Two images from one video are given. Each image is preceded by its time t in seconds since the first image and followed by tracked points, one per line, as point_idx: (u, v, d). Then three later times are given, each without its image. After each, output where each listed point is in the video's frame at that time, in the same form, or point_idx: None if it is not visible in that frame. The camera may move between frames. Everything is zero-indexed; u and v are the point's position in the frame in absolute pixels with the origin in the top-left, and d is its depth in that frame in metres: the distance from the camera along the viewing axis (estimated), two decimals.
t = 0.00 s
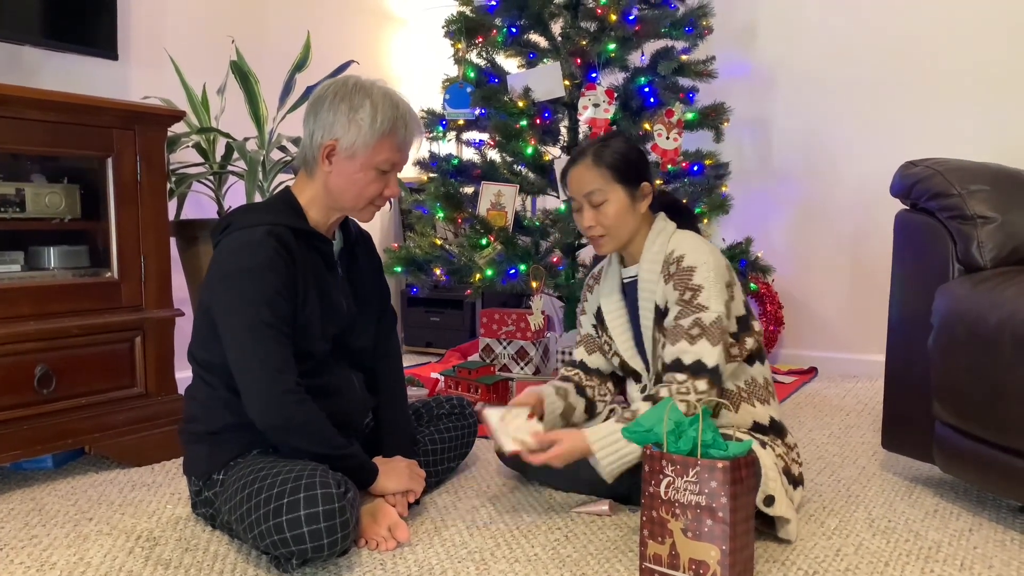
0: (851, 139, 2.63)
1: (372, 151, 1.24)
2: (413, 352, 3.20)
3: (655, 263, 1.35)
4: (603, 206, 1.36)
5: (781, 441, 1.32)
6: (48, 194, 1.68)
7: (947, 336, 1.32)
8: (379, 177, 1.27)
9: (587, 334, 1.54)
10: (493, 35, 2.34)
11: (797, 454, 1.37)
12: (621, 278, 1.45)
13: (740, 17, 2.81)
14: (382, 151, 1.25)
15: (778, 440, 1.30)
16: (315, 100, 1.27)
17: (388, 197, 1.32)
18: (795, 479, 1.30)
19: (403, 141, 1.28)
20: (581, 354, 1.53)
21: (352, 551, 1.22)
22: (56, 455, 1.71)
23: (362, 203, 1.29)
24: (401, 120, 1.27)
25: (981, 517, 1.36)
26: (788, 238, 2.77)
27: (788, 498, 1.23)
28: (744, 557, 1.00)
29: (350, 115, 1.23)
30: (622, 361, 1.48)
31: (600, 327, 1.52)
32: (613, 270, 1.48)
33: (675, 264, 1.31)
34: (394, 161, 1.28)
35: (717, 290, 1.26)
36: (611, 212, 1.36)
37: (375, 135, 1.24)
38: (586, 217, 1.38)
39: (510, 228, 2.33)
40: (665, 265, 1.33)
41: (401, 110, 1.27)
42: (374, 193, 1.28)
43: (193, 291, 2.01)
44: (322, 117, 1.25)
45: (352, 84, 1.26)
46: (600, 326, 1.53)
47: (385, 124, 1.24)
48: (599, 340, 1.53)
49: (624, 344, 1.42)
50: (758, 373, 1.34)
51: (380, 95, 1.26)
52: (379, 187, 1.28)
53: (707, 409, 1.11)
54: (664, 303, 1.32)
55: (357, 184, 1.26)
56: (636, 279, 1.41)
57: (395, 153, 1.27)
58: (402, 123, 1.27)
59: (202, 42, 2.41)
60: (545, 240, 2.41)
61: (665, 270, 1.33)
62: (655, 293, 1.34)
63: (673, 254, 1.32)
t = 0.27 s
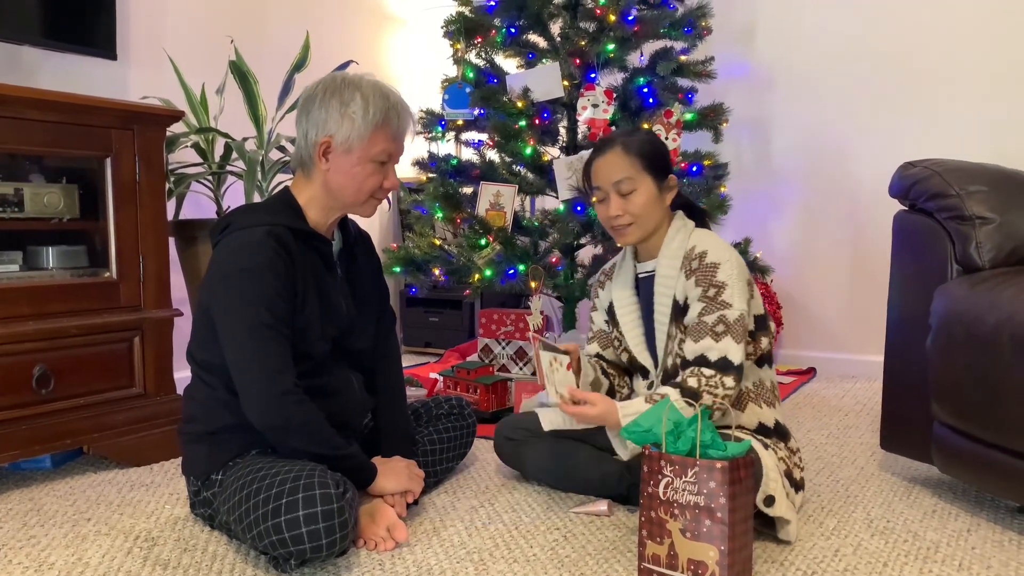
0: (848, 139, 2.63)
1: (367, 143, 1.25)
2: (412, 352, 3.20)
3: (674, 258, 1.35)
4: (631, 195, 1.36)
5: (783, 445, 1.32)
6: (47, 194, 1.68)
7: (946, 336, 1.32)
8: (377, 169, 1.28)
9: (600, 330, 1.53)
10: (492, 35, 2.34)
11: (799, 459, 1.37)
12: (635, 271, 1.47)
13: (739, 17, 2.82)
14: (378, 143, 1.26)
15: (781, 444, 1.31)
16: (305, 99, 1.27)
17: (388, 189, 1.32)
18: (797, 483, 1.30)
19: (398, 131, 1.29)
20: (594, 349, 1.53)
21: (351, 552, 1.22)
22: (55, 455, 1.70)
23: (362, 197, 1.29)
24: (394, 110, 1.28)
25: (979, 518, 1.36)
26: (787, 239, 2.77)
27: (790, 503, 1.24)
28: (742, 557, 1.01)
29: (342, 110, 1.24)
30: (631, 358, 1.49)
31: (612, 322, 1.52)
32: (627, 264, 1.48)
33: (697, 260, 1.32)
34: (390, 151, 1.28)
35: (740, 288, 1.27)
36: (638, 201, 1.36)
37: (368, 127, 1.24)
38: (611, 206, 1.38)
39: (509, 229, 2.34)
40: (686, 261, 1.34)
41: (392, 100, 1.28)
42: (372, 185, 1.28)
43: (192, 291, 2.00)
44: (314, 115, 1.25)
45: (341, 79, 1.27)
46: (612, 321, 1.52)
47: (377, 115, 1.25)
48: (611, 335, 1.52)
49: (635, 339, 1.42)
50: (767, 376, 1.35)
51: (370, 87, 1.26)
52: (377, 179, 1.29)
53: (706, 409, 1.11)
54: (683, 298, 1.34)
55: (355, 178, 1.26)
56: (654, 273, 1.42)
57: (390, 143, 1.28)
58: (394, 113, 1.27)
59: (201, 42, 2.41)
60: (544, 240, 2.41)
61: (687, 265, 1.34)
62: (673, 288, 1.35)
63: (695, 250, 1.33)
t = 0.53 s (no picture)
0: (848, 139, 2.64)
1: (364, 138, 1.25)
2: (412, 352, 3.20)
3: (686, 258, 1.36)
4: (649, 190, 1.36)
5: (785, 447, 1.32)
6: (47, 194, 1.68)
7: (946, 336, 1.32)
8: (374, 164, 1.28)
9: (604, 328, 1.52)
10: (491, 35, 2.34)
11: (800, 462, 1.37)
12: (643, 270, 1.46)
13: (738, 18, 2.82)
14: (374, 138, 1.26)
15: (783, 446, 1.31)
16: (299, 98, 1.28)
17: (385, 184, 1.32)
18: (798, 485, 1.30)
19: (394, 125, 1.29)
20: (598, 347, 1.52)
21: (351, 552, 1.22)
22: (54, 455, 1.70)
23: (361, 194, 1.29)
24: (388, 105, 1.28)
25: (978, 518, 1.36)
26: (787, 238, 2.77)
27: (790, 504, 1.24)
28: (742, 557, 1.00)
29: (337, 106, 1.24)
30: (636, 355, 1.48)
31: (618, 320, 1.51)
32: (635, 262, 1.48)
33: (710, 260, 1.32)
34: (387, 146, 1.29)
35: (754, 289, 1.27)
36: (655, 197, 1.36)
37: (364, 122, 1.24)
38: (628, 199, 1.37)
39: (508, 229, 2.33)
40: (699, 260, 1.34)
41: (386, 95, 1.28)
42: (370, 181, 1.28)
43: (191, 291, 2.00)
44: (310, 112, 1.25)
45: (335, 77, 1.27)
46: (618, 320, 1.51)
47: (372, 110, 1.25)
48: (616, 333, 1.51)
49: (641, 338, 1.43)
50: (772, 379, 1.35)
51: (363, 83, 1.27)
52: (375, 174, 1.29)
53: (706, 410, 1.11)
54: (694, 298, 1.34)
55: (352, 174, 1.26)
56: (662, 272, 1.42)
57: (387, 138, 1.28)
58: (389, 107, 1.28)
59: (200, 42, 2.41)
60: (543, 241, 2.41)
61: (700, 264, 1.34)
62: (684, 288, 1.35)
63: (708, 250, 1.34)
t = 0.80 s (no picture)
0: (848, 139, 2.63)
1: (363, 136, 1.25)
2: (412, 352, 3.20)
3: (695, 256, 1.36)
4: (672, 174, 1.37)
5: (787, 448, 1.33)
6: (48, 194, 1.68)
7: (947, 336, 1.32)
8: (374, 163, 1.28)
9: (604, 333, 1.51)
10: (492, 35, 2.34)
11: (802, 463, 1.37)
12: (647, 271, 1.46)
13: (739, 18, 2.82)
14: (374, 136, 1.26)
15: (785, 445, 1.31)
16: (299, 97, 1.28)
17: (385, 183, 1.32)
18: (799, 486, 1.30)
19: (393, 123, 1.29)
20: (599, 352, 1.50)
21: (352, 552, 1.22)
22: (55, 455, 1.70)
23: (360, 192, 1.29)
24: (388, 103, 1.28)
25: (979, 518, 1.36)
26: (788, 238, 2.77)
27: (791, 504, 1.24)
28: (743, 557, 1.00)
29: (337, 104, 1.24)
30: (639, 356, 1.46)
31: (619, 322, 1.50)
32: (638, 261, 1.47)
33: (722, 258, 1.33)
34: (387, 144, 1.29)
35: (768, 284, 1.28)
36: (676, 181, 1.37)
37: (363, 120, 1.25)
38: (650, 181, 1.37)
39: (509, 229, 2.33)
40: (710, 259, 1.34)
41: (386, 93, 1.29)
42: (370, 179, 1.28)
43: (192, 291, 2.00)
44: (310, 111, 1.25)
45: (334, 76, 1.28)
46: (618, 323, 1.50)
47: (372, 107, 1.26)
48: (617, 337, 1.50)
49: (644, 338, 1.41)
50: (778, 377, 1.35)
51: (363, 81, 1.27)
52: (375, 172, 1.29)
53: (707, 410, 1.11)
54: (707, 297, 1.34)
55: (352, 172, 1.26)
56: (669, 270, 1.42)
57: (386, 136, 1.28)
58: (389, 105, 1.28)
59: (201, 42, 2.41)
60: (544, 241, 2.41)
61: (711, 263, 1.34)
62: (695, 286, 1.35)
63: (718, 249, 1.34)
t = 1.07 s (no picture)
0: (849, 138, 2.63)
1: (367, 137, 1.25)
2: (413, 352, 3.20)
3: (698, 254, 1.36)
4: (676, 172, 1.37)
5: (788, 448, 1.33)
6: (48, 194, 1.68)
7: (947, 336, 1.32)
8: (376, 164, 1.28)
9: (604, 330, 1.50)
10: (492, 35, 2.34)
11: (803, 463, 1.37)
12: (649, 268, 1.46)
13: (739, 17, 2.82)
14: (377, 137, 1.26)
15: (785, 445, 1.31)
16: (303, 95, 1.28)
17: (387, 184, 1.32)
18: (799, 485, 1.30)
19: (396, 124, 1.29)
20: (598, 350, 1.49)
21: (352, 552, 1.22)
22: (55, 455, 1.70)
23: (362, 193, 1.29)
24: (391, 104, 1.28)
25: (980, 518, 1.36)
26: (788, 238, 2.77)
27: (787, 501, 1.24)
28: (743, 557, 1.01)
29: (341, 104, 1.24)
30: (640, 355, 1.45)
31: (619, 320, 1.49)
32: (640, 258, 1.47)
33: (724, 257, 1.33)
34: (389, 145, 1.29)
35: (770, 285, 1.28)
36: (679, 179, 1.37)
37: (367, 120, 1.25)
38: (654, 178, 1.37)
39: (509, 229, 2.33)
40: (712, 258, 1.35)
41: (389, 94, 1.29)
42: (372, 180, 1.29)
43: (192, 291, 2.00)
44: (314, 110, 1.25)
45: (338, 75, 1.28)
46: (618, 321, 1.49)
47: (376, 109, 1.26)
48: (616, 336, 1.49)
49: (645, 337, 1.41)
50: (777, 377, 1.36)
51: (367, 82, 1.27)
52: (377, 173, 1.29)
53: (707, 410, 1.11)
54: (709, 295, 1.34)
55: (355, 173, 1.26)
56: (672, 269, 1.42)
57: (389, 137, 1.28)
58: (392, 106, 1.28)
59: (201, 42, 2.41)
60: (544, 240, 2.41)
61: (714, 262, 1.34)
62: (698, 284, 1.35)
63: (722, 248, 1.35)
